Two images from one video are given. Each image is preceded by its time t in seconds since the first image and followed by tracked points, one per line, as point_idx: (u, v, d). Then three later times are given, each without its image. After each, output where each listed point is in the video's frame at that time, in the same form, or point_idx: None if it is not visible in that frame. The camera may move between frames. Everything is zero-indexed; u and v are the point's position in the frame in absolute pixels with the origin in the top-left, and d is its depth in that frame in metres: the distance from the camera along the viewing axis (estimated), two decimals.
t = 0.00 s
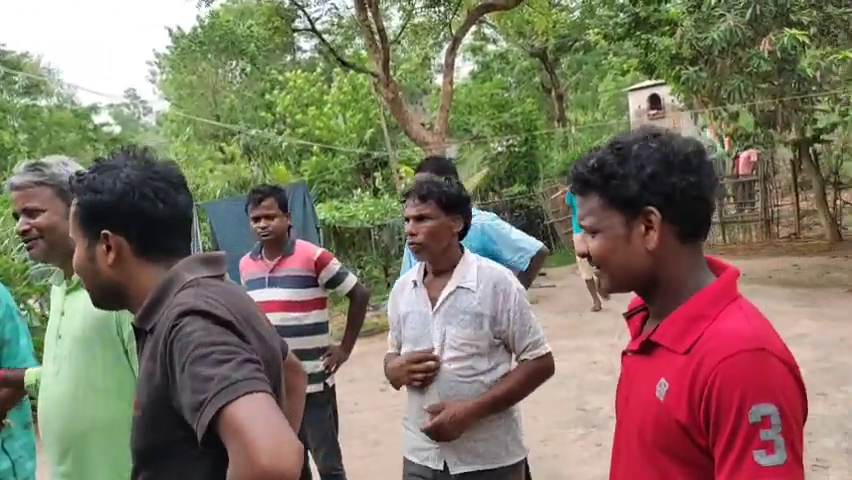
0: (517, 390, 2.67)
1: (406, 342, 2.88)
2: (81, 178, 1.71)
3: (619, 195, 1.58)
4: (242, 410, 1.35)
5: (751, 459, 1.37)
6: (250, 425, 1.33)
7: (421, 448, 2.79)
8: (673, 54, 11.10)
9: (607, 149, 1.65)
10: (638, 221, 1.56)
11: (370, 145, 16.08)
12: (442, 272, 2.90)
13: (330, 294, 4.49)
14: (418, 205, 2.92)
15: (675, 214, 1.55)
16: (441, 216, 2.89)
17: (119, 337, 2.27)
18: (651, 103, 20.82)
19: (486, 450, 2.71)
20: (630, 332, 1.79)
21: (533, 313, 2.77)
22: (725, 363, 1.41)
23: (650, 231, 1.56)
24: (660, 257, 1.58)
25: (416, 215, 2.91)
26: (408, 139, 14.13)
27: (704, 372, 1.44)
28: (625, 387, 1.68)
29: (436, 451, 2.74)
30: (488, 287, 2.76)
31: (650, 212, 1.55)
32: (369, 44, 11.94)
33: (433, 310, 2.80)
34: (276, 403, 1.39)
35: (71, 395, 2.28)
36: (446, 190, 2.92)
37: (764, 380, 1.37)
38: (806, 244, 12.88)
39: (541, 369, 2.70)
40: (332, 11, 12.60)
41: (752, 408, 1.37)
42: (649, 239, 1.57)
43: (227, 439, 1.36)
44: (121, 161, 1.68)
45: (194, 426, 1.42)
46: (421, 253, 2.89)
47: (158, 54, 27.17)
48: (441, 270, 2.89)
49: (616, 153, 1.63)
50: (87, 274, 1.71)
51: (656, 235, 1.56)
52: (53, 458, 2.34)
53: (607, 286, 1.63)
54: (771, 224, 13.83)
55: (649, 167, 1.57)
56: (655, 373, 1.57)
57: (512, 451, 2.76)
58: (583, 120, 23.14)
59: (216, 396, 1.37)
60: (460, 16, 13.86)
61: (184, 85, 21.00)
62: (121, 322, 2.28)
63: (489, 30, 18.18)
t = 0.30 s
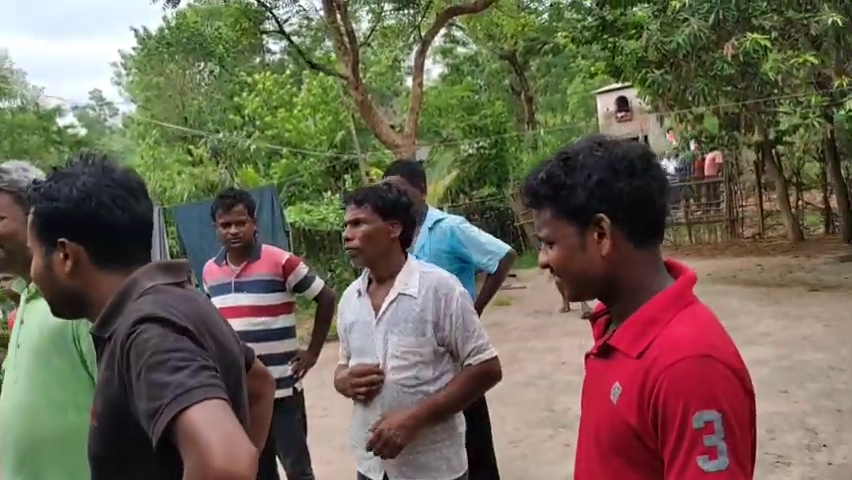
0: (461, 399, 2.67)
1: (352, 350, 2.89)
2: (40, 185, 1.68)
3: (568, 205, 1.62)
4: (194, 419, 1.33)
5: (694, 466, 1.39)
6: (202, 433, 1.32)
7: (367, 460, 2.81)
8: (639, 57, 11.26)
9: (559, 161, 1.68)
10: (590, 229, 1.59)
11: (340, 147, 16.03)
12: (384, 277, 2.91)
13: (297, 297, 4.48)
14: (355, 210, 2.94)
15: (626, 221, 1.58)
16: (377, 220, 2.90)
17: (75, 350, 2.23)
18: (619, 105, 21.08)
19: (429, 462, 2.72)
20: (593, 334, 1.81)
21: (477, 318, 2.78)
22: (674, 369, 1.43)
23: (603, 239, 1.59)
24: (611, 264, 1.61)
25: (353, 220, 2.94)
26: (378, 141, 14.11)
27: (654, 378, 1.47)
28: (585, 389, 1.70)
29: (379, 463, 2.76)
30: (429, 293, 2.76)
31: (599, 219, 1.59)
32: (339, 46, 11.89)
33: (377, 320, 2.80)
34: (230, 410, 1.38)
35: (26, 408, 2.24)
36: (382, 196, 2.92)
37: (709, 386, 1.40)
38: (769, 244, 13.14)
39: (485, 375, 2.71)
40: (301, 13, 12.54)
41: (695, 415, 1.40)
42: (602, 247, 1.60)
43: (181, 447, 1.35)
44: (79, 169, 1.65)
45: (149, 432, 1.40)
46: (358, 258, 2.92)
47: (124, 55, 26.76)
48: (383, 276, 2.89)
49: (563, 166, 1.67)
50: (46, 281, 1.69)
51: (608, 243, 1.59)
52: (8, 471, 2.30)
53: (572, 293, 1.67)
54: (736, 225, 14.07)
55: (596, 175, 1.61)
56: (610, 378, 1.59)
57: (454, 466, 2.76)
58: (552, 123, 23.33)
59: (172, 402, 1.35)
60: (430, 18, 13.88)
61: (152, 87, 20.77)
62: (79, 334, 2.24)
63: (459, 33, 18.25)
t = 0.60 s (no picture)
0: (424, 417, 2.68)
1: (321, 367, 2.89)
2: (12, 204, 1.66)
3: (557, 225, 1.61)
4: (152, 436, 1.32)
5: None
6: (160, 451, 1.30)
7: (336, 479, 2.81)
8: (615, 64, 11.40)
9: (538, 181, 1.69)
10: (582, 249, 1.59)
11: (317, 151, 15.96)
12: (352, 294, 2.92)
13: (272, 306, 4.45)
14: (317, 226, 2.97)
15: (615, 240, 1.60)
16: (339, 236, 2.92)
17: (48, 365, 2.22)
18: (595, 111, 21.28)
19: None
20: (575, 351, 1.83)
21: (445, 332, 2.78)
22: (642, 389, 1.45)
23: (596, 258, 1.59)
24: (602, 284, 1.61)
25: (315, 236, 2.96)
26: (356, 146, 14.09)
27: (623, 397, 1.48)
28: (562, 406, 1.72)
29: None
30: (394, 309, 2.75)
31: (593, 238, 1.59)
32: (316, 51, 11.86)
33: (342, 337, 2.80)
34: (192, 427, 1.37)
35: None
36: (345, 212, 2.95)
37: (674, 406, 1.42)
38: (742, 249, 13.34)
39: (451, 391, 2.72)
40: (278, 18, 12.50)
41: (660, 437, 1.41)
42: (594, 266, 1.60)
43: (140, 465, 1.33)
44: (52, 188, 1.64)
45: (112, 451, 1.39)
46: (323, 272, 2.92)
47: (99, 57, 26.44)
48: (350, 291, 2.91)
49: (550, 188, 1.66)
50: (18, 300, 1.66)
51: (602, 262, 1.59)
52: None
53: (553, 317, 1.66)
54: (710, 230, 14.26)
55: (585, 195, 1.62)
56: (583, 397, 1.61)
57: None
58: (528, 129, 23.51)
59: (133, 419, 1.34)
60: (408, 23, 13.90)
61: (127, 90, 20.55)
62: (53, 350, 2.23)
63: (437, 38, 18.31)
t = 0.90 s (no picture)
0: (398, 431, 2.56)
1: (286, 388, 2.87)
2: None
3: (547, 250, 1.59)
4: (86, 460, 1.29)
5: None
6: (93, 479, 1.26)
7: None
8: (578, 82, 11.59)
9: (516, 203, 1.68)
10: (568, 273, 1.60)
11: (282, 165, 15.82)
12: (315, 312, 2.88)
13: (234, 323, 4.37)
14: (284, 242, 2.93)
15: (601, 261, 1.63)
16: (309, 252, 2.89)
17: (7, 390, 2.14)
18: (559, 126, 21.57)
19: None
20: (546, 374, 1.86)
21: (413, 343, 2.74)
22: (608, 416, 1.46)
23: (581, 282, 1.60)
24: (587, 307, 1.62)
25: (282, 252, 2.92)
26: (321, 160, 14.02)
27: (592, 421, 1.49)
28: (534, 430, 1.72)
29: None
30: (356, 326, 2.72)
31: (581, 263, 1.59)
32: (282, 65, 11.80)
33: (303, 354, 2.77)
34: (128, 451, 1.34)
35: None
36: (313, 228, 2.92)
37: (638, 431, 1.42)
38: (701, 264, 13.60)
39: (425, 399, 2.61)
40: (243, 32, 12.41)
41: (630, 462, 1.41)
42: (579, 291, 1.61)
43: None
44: None
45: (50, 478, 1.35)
46: (288, 291, 2.89)
47: (59, 67, 25.97)
48: (315, 309, 2.87)
49: (537, 211, 1.63)
50: None
51: (587, 287, 1.60)
52: None
53: (526, 346, 1.64)
54: (671, 245, 14.52)
55: (574, 218, 1.62)
56: (554, 421, 1.62)
57: None
58: (494, 144, 23.69)
59: (68, 445, 1.31)
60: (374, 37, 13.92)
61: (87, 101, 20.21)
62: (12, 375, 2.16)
63: (403, 53, 18.39)
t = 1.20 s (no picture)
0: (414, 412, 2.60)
1: (280, 394, 2.88)
2: None
3: (557, 263, 1.61)
4: (66, 457, 1.28)
5: None
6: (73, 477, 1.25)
7: None
8: (574, 95, 11.65)
9: (528, 214, 1.71)
10: (576, 286, 1.62)
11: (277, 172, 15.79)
12: (308, 320, 2.88)
13: (227, 330, 4.35)
14: (279, 250, 2.93)
15: (609, 274, 1.66)
16: (304, 259, 2.89)
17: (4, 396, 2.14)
18: (554, 139, 21.67)
19: None
20: (545, 388, 1.90)
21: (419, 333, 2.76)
22: (616, 432, 1.49)
23: (587, 296, 1.63)
24: (593, 321, 1.66)
25: (277, 260, 2.92)
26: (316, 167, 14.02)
27: (598, 439, 1.53)
28: (535, 444, 1.78)
29: None
30: (353, 331, 2.73)
31: (589, 278, 1.62)
32: (279, 72, 11.81)
33: (297, 361, 2.78)
34: (111, 450, 1.33)
35: None
36: (308, 235, 2.93)
37: (646, 448, 1.45)
38: (694, 278, 13.64)
39: (439, 377, 2.63)
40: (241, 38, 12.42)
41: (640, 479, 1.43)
42: (586, 305, 1.63)
43: None
44: None
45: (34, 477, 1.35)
46: (284, 299, 2.88)
47: (56, 70, 25.91)
48: (309, 317, 2.87)
49: (550, 223, 1.66)
50: None
51: (593, 301, 1.63)
52: None
53: (528, 356, 1.66)
54: (664, 258, 14.57)
55: (586, 232, 1.65)
56: (557, 437, 1.67)
57: None
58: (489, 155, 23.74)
59: (50, 443, 1.30)
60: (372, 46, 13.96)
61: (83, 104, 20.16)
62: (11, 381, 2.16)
63: (401, 63, 18.45)
